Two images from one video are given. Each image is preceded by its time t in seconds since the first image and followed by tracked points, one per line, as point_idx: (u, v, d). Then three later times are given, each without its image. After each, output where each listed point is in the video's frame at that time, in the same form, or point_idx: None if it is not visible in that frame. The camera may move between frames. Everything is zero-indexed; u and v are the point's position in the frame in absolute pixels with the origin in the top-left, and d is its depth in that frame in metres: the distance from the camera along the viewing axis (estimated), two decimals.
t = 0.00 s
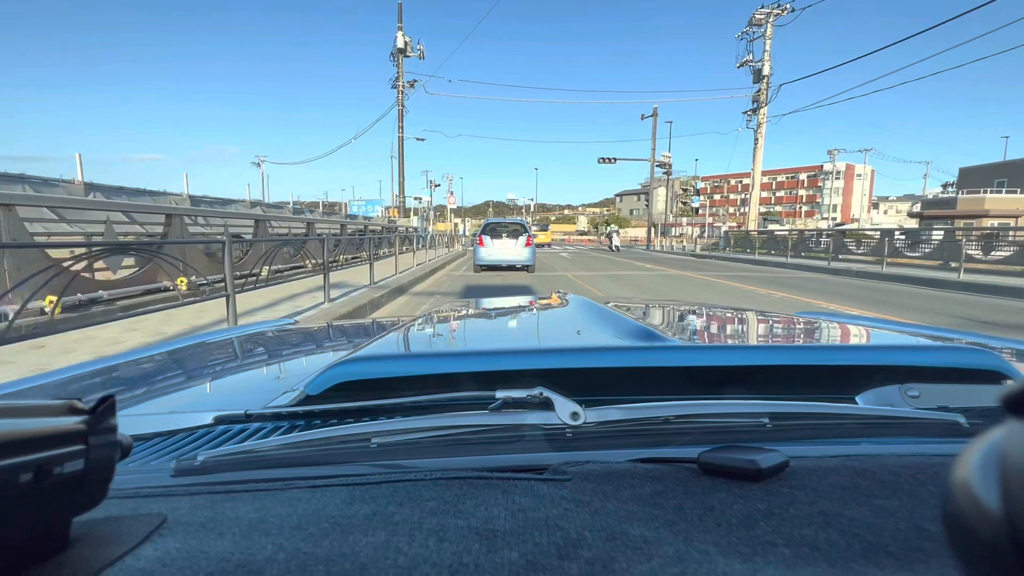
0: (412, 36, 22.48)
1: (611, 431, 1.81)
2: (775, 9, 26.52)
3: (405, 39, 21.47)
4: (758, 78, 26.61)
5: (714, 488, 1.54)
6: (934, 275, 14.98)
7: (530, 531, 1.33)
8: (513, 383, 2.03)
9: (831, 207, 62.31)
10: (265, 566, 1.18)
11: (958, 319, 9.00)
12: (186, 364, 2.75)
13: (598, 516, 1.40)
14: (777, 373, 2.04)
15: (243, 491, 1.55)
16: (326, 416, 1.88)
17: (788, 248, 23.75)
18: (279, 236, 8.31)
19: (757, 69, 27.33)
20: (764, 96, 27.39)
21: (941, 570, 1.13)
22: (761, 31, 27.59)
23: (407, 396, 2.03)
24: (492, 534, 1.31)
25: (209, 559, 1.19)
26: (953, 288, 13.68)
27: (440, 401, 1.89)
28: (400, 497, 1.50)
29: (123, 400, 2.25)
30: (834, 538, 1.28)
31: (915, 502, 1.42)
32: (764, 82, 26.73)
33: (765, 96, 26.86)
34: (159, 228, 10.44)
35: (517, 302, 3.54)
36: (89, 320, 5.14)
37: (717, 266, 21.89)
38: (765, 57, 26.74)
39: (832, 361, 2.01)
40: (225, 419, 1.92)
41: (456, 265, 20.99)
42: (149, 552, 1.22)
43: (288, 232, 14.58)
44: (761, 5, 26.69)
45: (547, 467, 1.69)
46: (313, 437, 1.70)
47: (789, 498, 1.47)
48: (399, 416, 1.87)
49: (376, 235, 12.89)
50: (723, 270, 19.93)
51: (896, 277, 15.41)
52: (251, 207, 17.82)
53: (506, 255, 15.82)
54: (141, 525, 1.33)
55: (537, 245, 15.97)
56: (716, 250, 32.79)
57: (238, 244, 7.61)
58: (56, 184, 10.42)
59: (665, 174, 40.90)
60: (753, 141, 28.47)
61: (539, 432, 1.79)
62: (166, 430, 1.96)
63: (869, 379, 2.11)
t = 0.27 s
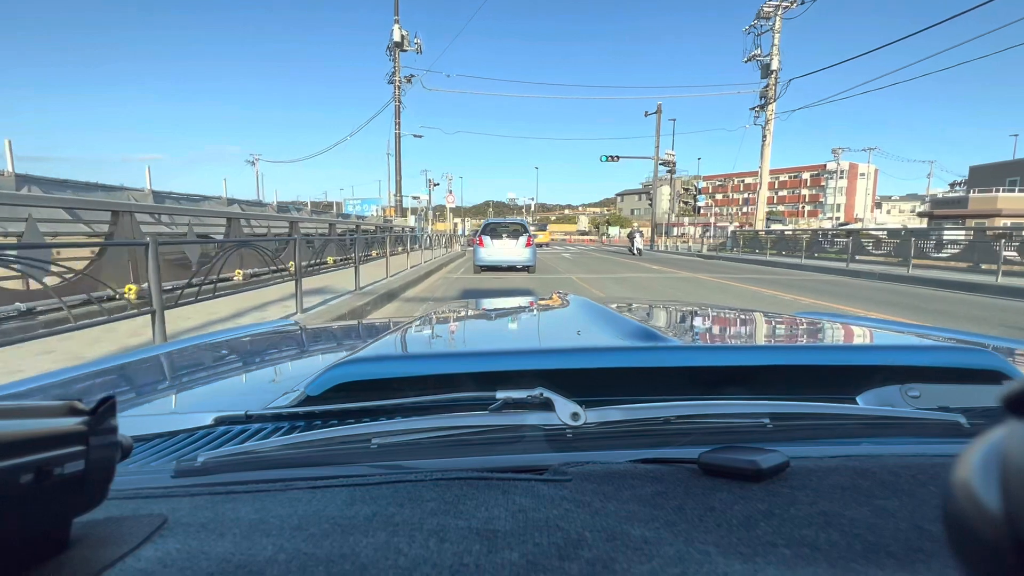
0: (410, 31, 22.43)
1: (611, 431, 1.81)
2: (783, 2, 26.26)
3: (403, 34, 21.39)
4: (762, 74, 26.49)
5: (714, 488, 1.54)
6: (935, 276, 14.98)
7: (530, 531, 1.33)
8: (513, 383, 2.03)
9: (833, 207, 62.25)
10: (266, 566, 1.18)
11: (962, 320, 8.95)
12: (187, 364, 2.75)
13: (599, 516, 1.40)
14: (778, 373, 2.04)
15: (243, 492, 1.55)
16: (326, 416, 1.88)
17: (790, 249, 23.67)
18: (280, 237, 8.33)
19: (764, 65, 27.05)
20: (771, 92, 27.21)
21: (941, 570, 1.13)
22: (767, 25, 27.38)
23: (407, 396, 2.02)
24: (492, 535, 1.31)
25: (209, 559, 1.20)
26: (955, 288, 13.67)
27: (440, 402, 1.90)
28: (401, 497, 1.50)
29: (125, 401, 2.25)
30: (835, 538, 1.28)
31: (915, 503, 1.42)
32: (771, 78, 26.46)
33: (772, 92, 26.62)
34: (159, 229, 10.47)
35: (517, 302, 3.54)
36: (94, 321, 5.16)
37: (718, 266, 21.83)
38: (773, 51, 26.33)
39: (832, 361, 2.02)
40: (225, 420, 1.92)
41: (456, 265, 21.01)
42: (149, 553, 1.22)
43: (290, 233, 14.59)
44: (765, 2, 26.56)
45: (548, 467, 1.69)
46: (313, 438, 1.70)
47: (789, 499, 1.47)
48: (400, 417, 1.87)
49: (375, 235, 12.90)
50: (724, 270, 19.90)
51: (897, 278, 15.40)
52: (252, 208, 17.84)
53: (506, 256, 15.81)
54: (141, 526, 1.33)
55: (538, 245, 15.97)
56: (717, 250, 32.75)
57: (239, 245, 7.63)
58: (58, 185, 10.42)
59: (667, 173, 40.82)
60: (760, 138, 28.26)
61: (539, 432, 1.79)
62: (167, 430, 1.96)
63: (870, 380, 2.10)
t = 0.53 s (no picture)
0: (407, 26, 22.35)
1: (611, 430, 1.81)
2: None
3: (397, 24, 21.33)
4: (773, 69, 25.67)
5: (714, 487, 1.54)
6: (936, 275, 14.97)
7: (530, 529, 1.33)
8: (513, 382, 2.03)
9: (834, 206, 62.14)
10: (266, 565, 1.18)
11: (966, 321, 8.92)
12: (187, 363, 2.76)
13: (598, 515, 1.40)
14: (778, 372, 2.04)
15: (242, 490, 1.55)
16: (325, 415, 1.88)
17: (792, 248, 23.61)
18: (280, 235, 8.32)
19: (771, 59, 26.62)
20: (775, 90, 27.05)
21: (941, 569, 1.13)
22: (771, 20, 27.12)
23: (407, 395, 2.02)
24: (492, 533, 1.31)
25: (209, 557, 1.20)
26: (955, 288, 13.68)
27: (440, 401, 1.89)
28: (400, 496, 1.50)
29: (124, 399, 2.25)
30: (834, 537, 1.28)
31: (915, 501, 1.42)
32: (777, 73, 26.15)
33: (776, 89, 26.42)
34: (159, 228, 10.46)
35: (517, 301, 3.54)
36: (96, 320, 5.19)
37: (720, 266, 21.79)
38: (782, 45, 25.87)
39: (831, 360, 2.02)
40: (225, 418, 1.92)
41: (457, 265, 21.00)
42: (149, 551, 1.22)
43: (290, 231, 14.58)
44: None
45: (547, 466, 1.69)
46: (313, 436, 1.70)
47: (789, 498, 1.47)
48: (399, 415, 1.87)
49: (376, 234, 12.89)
50: (724, 270, 19.90)
51: (897, 277, 15.40)
52: (252, 206, 17.85)
53: (506, 255, 15.81)
54: (141, 524, 1.33)
55: (538, 244, 15.96)
56: (718, 250, 32.75)
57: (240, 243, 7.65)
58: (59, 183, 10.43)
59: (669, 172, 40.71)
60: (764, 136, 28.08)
61: (539, 431, 1.79)
62: (166, 429, 1.96)
63: (870, 378, 2.11)
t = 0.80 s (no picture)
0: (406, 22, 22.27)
1: (610, 431, 1.81)
2: None
3: (392, 18, 21.27)
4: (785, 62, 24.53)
5: (714, 487, 1.54)
6: (936, 275, 14.97)
7: (530, 530, 1.33)
8: (513, 383, 2.03)
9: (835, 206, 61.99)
10: (266, 565, 1.18)
11: (968, 320, 8.89)
12: (188, 363, 2.76)
13: (598, 515, 1.40)
14: (778, 373, 2.04)
15: (243, 491, 1.55)
16: (326, 415, 1.88)
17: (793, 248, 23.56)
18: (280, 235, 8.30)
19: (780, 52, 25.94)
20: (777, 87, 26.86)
21: (941, 569, 1.13)
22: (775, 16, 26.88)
23: (407, 396, 2.03)
24: (492, 533, 1.32)
25: (210, 558, 1.20)
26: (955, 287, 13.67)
27: (440, 401, 1.90)
28: (400, 496, 1.50)
29: (125, 400, 2.25)
30: (834, 537, 1.28)
31: (915, 501, 1.42)
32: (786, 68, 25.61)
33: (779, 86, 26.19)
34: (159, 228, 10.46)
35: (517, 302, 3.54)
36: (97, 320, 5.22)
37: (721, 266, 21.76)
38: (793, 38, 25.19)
39: (832, 360, 2.02)
40: (225, 419, 1.92)
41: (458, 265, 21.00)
42: (150, 551, 1.23)
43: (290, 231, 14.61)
44: None
45: (547, 466, 1.69)
46: (313, 437, 1.70)
47: (789, 498, 1.47)
48: (400, 416, 1.87)
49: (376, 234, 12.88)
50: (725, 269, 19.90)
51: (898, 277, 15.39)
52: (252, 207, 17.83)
53: (506, 255, 15.81)
54: (142, 525, 1.33)
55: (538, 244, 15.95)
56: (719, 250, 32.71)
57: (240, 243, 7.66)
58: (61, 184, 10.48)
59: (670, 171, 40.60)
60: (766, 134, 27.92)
61: (539, 431, 1.79)
62: (167, 429, 1.96)
63: (870, 378, 2.11)
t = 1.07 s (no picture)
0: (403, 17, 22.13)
1: (611, 431, 1.81)
2: None
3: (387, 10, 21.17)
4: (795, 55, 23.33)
5: (714, 487, 1.54)
6: (937, 275, 14.94)
7: (530, 531, 1.33)
8: (513, 383, 2.03)
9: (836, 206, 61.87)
10: (266, 566, 1.18)
11: (969, 320, 8.87)
12: (188, 363, 2.76)
13: (599, 516, 1.40)
14: (778, 373, 2.04)
15: (243, 492, 1.55)
16: (326, 416, 1.88)
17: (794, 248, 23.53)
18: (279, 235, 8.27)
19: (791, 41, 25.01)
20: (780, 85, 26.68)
21: (942, 569, 1.13)
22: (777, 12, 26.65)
23: (407, 396, 2.03)
24: (492, 534, 1.32)
25: (210, 559, 1.20)
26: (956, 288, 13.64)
27: (440, 402, 1.90)
28: (401, 497, 1.50)
29: (125, 400, 2.25)
30: (835, 537, 1.28)
31: (915, 501, 1.42)
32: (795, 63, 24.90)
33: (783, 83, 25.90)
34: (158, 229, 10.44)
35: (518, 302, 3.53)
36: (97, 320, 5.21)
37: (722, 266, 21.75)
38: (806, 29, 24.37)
39: (832, 360, 2.02)
40: (225, 420, 1.92)
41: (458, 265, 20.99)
42: (150, 552, 1.22)
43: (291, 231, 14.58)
44: None
45: (548, 467, 1.69)
46: (313, 437, 1.70)
47: (789, 498, 1.47)
48: (400, 416, 1.87)
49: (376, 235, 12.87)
50: (725, 269, 19.88)
51: (899, 278, 15.35)
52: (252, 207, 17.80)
53: (506, 255, 15.80)
54: (142, 526, 1.33)
55: (538, 245, 15.93)
56: (720, 250, 32.66)
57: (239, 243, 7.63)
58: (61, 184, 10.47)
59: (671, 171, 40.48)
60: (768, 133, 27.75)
61: (539, 432, 1.79)
62: (167, 430, 1.96)
63: (870, 378, 2.11)
